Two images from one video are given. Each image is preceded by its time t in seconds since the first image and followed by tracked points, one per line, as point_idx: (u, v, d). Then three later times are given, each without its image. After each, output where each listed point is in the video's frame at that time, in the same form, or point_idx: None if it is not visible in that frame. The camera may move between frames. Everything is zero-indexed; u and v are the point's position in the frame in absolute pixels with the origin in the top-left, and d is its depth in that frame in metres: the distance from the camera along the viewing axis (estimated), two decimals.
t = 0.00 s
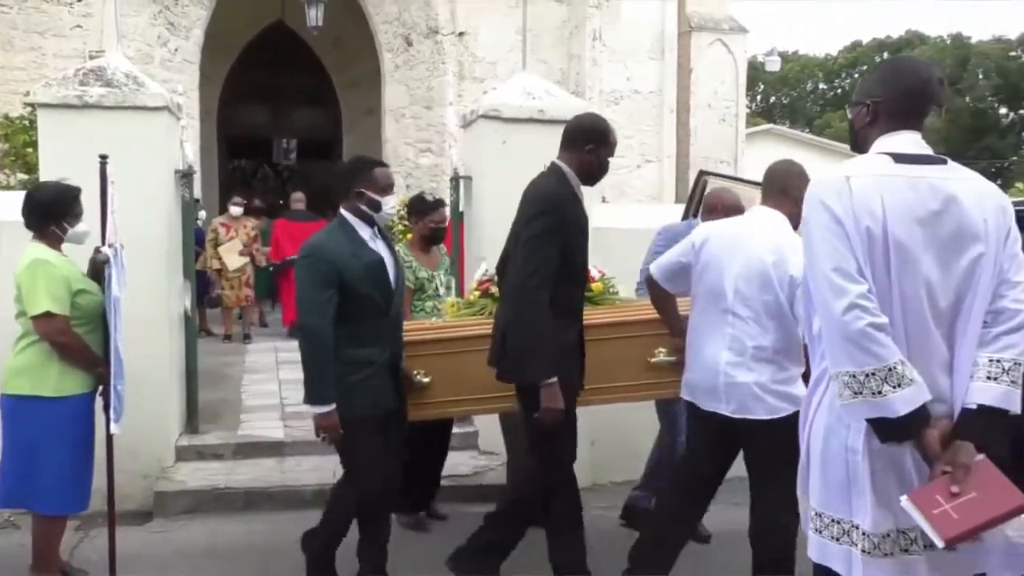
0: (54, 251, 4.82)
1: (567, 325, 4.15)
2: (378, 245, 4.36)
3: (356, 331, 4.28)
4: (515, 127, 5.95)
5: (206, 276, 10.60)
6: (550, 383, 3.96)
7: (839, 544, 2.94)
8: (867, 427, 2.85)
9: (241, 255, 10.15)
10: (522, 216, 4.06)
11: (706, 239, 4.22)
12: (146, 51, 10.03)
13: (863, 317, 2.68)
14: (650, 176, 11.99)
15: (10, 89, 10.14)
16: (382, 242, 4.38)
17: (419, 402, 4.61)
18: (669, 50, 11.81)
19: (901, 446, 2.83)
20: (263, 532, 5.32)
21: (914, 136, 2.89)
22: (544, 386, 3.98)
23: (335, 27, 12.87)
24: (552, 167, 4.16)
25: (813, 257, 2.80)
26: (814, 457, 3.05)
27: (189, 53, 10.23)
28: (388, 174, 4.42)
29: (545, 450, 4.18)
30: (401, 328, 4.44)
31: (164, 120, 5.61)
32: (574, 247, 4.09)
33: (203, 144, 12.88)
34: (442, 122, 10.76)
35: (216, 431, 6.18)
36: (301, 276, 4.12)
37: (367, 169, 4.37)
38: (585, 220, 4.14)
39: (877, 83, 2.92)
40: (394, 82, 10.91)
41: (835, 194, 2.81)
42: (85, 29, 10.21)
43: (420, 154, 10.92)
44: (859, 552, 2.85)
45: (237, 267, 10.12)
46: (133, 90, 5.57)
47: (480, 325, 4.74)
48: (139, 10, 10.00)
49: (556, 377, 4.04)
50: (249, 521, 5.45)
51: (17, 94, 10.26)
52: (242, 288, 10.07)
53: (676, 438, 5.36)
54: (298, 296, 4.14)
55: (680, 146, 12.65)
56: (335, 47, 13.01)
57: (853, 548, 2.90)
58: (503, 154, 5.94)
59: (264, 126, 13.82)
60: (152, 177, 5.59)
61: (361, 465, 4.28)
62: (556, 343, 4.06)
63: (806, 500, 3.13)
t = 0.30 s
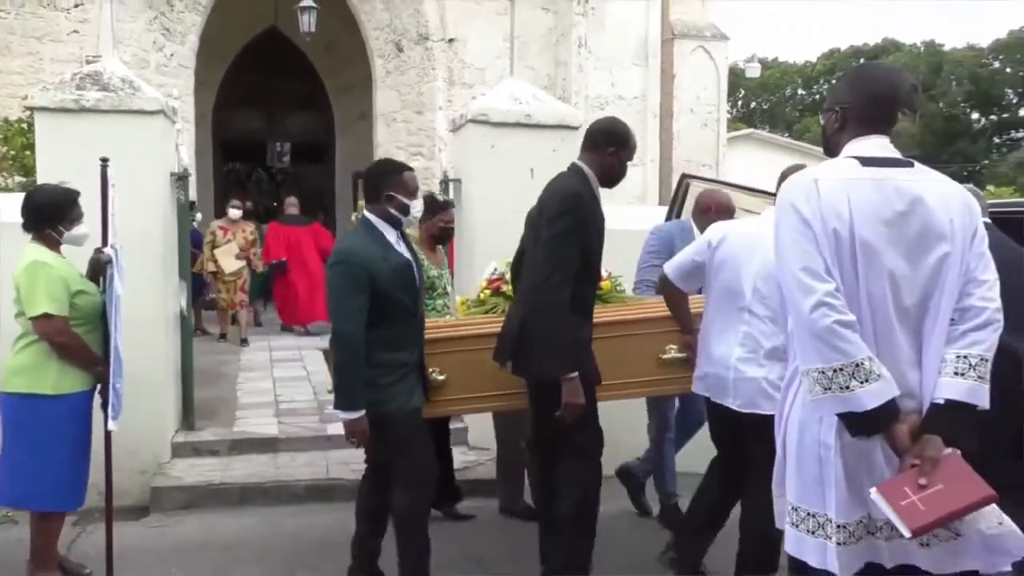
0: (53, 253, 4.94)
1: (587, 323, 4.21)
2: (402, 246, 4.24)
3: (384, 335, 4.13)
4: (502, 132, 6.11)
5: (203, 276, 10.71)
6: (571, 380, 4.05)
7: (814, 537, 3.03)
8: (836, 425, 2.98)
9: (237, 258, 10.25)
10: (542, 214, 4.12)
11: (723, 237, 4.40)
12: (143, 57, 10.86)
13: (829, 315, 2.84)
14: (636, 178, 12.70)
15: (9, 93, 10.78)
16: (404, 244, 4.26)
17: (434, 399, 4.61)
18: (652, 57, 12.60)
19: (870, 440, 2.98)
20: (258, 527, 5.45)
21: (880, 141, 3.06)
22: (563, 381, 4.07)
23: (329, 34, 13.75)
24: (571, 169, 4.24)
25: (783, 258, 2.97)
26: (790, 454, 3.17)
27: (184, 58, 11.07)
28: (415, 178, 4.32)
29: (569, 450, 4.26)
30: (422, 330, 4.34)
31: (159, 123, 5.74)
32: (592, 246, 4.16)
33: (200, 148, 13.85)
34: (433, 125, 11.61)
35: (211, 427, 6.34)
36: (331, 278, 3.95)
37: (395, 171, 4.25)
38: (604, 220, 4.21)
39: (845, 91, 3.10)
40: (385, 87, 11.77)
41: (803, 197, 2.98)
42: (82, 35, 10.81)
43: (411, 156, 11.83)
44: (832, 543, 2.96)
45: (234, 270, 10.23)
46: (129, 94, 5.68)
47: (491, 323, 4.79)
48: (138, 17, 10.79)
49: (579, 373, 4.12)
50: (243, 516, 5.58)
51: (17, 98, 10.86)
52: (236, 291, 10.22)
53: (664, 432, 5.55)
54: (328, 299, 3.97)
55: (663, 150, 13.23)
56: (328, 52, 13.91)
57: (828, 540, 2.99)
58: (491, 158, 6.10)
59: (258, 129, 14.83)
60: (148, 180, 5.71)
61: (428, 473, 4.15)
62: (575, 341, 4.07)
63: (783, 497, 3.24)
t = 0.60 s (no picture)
0: (58, 256, 5.14)
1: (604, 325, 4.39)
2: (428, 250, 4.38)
3: (413, 336, 4.26)
4: (491, 139, 6.34)
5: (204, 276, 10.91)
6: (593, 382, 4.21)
7: (787, 528, 3.09)
8: (806, 420, 3.06)
9: (240, 258, 10.50)
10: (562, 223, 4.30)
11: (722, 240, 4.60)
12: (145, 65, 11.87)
13: (796, 313, 2.95)
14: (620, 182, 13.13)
15: (14, 100, 11.76)
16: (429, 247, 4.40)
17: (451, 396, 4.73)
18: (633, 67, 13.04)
19: (837, 434, 3.03)
20: (256, 518, 5.67)
21: (844, 148, 3.19)
22: (588, 385, 4.24)
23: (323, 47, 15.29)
24: (583, 173, 4.43)
25: (753, 261, 3.08)
26: (761, 449, 3.21)
27: (183, 67, 12.10)
28: (438, 180, 4.48)
29: (587, 447, 4.42)
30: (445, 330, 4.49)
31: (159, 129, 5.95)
32: (609, 250, 4.33)
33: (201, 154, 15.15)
34: (424, 132, 12.71)
35: (210, 423, 6.57)
36: (363, 284, 4.07)
37: (420, 175, 4.40)
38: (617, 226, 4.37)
39: (813, 100, 3.25)
40: (379, 95, 12.65)
41: (769, 201, 3.11)
42: (85, 45, 11.96)
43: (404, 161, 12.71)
44: (804, 534, 3.02)
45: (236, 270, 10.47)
46: (130, 101, 5.89)
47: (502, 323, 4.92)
48: (139, 29, 11.74)
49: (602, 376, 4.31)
50: (241, 507, 5.79)
51: (20, 105, 11.83)
52: (237, 292, 10.41)
53: (648, 426, 5.81)
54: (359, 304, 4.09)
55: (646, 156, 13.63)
56: (324, 60, 15.42)
57: (800, 531, 3.05)
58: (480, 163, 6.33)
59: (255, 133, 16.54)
60: (151, 186, 5.93)
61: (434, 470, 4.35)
62: (594, 343, 4.22)
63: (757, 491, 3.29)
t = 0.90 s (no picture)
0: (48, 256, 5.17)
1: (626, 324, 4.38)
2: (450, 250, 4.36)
3: (433, 337, 4.25)
4: (478, 141, 6.42)
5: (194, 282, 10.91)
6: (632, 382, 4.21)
7: (770, 527, 3.15)
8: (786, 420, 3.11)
9: (228, 260, 10.52)
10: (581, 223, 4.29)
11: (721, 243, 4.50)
12: (134, 67, 11.92)
13: (773, 315, 3.00)
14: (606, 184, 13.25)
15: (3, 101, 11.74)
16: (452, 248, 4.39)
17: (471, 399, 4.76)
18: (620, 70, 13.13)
19: (819, 433, 3.09)
20: (246, 516, 5.71)
21: (818, 150, 3.24)
22: (625, 383, 4.24)
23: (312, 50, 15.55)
24: (600, 173, 4.47)
25: (731, 265, 3.14)
26: (745, 447, 3.27)
27: (173, 69, 12.15)
28: (464, 181, 4.45)
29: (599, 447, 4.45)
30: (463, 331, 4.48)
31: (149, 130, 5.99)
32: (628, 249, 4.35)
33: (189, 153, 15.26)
34: (412, 134, 12.80)
35: (200, 423, 6.63)
36: (390, 282, 4.02)
37: (445, 175, 4.37)
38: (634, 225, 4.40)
39: (785, 104, 3.32)
40: (368, 96, 12.76)
41: (745, 203, 3.16)
42: (75, 46, 11.96)
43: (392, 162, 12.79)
44: (788, 533, 3.09)
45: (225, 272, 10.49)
46: (120, 102, 5.92)
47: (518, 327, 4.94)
48: (128, 31, 11.82)
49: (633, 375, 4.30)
50: (231, 506, 5.83)
51: (9, 106, 11.82)
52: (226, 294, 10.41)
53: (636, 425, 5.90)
54: (385, 303, 4.04)
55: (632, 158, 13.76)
56: (314, 62, 15.68)
57: (783, 530, 3.12)
58: (468, 164, 6.40)
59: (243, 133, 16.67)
60: (141, 187, 5.96)
61: (435, 475, 4.29)
62: (617, 341, 4.19)
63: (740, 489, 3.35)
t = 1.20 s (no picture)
0: (35, 256, 5.14)
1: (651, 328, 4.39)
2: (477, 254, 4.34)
3: (461, 339, 4.21)
4: (468, 141, 6.45)
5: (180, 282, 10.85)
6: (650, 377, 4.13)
7: (760, 524, 3.15)
8: (776, 420, 3.11)
9: (212, 261, 10.45)
10: (617, 225, 4.30)
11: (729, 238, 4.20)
12: (124, 68, 11.91)
13: (766, 318, 3.01)
14: (595, 185, 13.31)
15: None
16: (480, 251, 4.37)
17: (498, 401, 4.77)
18: (609, 71, 13.18)
19: (809, 433, 3.08)
20: (236, 517, 5.70)
21: (809, 152, 3.26)
22: (647, 387, 4.23)
23: (302, 51, 15.50)
24: (625, 177, 4.51)
25: (722, 268, 3.15)
26: (733, 447, 3.27)
27: (162, 69, 12.14)
28: (491, 182, 4.42)
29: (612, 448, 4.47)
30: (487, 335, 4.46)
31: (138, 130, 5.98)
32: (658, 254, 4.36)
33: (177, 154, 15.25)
34: (402, 134, 12.86)
35: (190, 423, 6.62)
36: (420, 282, 4.01)
37: (473, 176, 4.35)
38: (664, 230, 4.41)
39: (773, 105, 3.34)
40: (358, 98, 12.86)
41: (736, 206, 3.18)
42: (63, 46, 11.90)
43: (382, 162, 12.86)
44: (779, 529, 3.09)
45: (208, 273, 10.44)
46: (109, 102, 5.90)
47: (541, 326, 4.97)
48: (117, 30, 11.81)
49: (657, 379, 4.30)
50: (221, 506, 5.82)
51: None
52: (210, 295, 10.36)
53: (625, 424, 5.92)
54: (414, 302, 4.03)
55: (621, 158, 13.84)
56: (304, 63, 15.67)
57: (772, 528, 3.12)
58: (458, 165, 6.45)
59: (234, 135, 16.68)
60: (130, 189, 5.95)
61: (447, 479, 4.18)
62: (645, 342, 4.18)
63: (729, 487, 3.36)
